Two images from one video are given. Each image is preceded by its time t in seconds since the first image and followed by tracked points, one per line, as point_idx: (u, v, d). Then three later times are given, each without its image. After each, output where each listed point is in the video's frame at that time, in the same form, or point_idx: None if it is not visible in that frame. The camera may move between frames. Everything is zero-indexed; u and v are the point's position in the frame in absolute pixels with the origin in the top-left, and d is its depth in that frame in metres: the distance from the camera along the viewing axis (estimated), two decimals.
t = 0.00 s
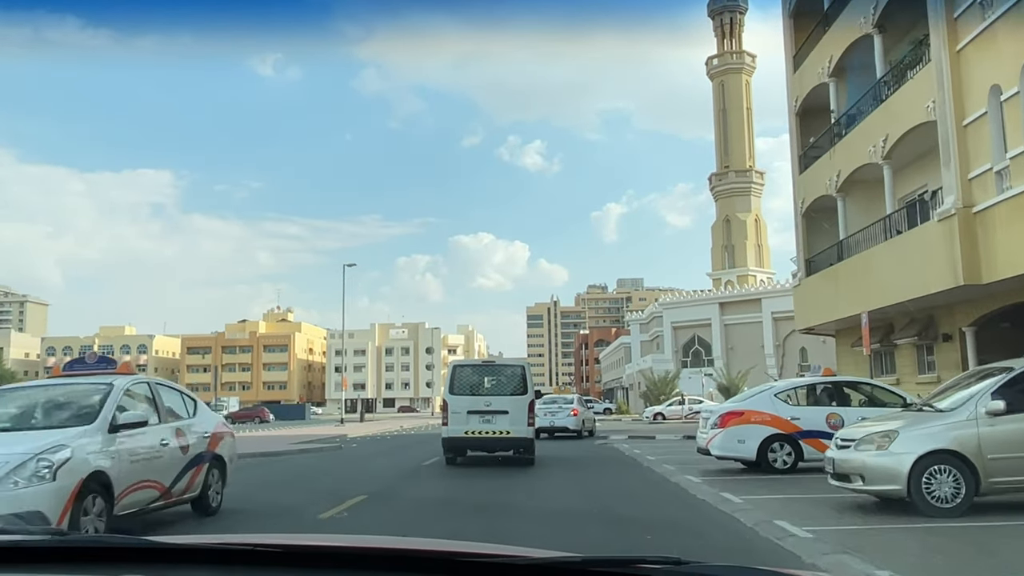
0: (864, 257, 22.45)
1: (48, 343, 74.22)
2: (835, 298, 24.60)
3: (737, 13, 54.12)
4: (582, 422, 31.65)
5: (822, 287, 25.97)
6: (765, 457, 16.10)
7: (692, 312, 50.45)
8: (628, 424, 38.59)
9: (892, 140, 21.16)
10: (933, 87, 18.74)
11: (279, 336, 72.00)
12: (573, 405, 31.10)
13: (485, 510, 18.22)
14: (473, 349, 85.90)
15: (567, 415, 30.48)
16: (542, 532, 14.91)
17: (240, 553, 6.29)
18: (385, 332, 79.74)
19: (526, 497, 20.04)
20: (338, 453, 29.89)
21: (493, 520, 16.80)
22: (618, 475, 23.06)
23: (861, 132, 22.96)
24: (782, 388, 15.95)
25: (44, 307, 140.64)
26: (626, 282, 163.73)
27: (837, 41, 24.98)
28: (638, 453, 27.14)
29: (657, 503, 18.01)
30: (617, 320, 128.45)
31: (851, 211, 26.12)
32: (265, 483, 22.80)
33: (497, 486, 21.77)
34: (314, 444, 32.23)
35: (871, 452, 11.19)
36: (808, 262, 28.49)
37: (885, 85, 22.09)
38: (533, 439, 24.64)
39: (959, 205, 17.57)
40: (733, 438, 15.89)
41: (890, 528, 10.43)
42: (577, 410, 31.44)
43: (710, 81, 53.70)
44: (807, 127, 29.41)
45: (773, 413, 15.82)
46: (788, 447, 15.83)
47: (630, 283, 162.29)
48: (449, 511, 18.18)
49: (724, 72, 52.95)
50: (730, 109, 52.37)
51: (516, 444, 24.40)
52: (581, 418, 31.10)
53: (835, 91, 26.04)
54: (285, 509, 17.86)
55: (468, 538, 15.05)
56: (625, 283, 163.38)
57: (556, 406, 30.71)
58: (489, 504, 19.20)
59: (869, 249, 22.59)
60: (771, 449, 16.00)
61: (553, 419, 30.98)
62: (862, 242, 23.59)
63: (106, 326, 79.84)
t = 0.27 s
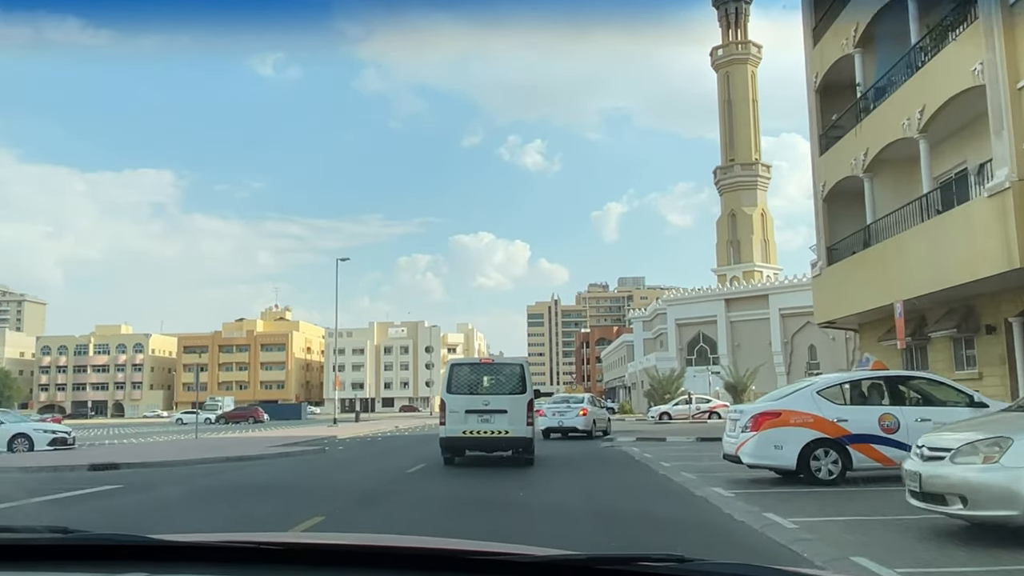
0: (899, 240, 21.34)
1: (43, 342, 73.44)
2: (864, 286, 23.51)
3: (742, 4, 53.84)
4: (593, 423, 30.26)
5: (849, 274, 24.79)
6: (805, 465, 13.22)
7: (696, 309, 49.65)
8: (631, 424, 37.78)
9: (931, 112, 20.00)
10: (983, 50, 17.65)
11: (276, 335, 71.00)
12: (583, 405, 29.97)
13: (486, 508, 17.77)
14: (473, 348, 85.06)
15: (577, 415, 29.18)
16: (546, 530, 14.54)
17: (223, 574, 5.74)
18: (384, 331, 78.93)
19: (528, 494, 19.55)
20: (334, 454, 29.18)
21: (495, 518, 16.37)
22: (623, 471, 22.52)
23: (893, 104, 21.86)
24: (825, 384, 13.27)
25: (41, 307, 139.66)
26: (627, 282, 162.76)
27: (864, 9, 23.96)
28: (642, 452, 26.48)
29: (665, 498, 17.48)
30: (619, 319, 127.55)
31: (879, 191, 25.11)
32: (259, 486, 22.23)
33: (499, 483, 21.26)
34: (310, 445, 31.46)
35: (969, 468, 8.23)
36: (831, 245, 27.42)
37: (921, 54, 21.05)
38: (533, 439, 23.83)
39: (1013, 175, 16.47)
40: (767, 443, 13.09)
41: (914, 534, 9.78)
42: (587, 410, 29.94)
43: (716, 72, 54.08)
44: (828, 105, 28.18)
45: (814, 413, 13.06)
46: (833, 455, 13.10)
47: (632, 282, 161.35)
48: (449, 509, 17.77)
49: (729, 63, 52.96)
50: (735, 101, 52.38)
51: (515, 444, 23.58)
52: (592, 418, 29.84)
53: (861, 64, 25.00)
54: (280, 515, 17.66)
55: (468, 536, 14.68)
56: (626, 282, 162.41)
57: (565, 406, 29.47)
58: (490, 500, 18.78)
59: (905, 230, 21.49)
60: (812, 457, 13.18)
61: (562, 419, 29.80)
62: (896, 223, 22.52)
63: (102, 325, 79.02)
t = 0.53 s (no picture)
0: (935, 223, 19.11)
1: (38, 341, 72.71)
2: (890, 273, 21.42)
3: None
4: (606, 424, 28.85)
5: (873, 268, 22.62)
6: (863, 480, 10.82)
7: (701, 306, 48.87)
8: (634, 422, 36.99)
9: (977, 78, 17.62)
10: None
11: (274, 334, 70.15)
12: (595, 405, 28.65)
13: (481, 507, 17.13)
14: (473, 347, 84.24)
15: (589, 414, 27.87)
16: (545, 531, 13.86)
17: None
18: (383, 329, 78.14)
19: (526, 494, 18.88)
20: (329, 454, 28.43)
21: (490, 518, 15.71)
22: (625, 471, 21.80)
23: (930, 71, 19.64)
24: (885, 379, 11.04)
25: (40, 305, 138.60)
26: (629, 280, 161.90)
27: None
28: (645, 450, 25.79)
29: (668, 498, 16.80)
30: (621, 318, 126.72)
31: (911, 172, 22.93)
32: (251, 486, 21.58)
33: (495, 484, 20.60)
34: (305, 445, 30.70)
35: None
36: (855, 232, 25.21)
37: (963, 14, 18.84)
38: (532, 439, 23.01)
39: None
40: (817, 449, 10.73)
41: (941, 538, 9.09)
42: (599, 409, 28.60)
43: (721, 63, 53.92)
44: (854, 79, 25.86)
45: (874, 415, 10.77)
46: (899, 465, 10.78)
47: (633, 280, 160.52)
48: (444, 508, 17.13)
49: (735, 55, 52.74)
50: (741, 93, 52.20)
51: (513, 445, 22.77)
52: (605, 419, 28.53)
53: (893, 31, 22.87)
54: (269, 516, 17.18)
55: (461, 537, 14.00)
56: (627, 281, 161.57)
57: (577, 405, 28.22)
58: (487, 499, 18.13)
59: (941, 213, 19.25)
60: (873, 468, 10.84)
61: (573, 419, 28.52)
62: (931, 204, 20.33)
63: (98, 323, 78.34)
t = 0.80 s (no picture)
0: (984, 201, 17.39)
1: (33, 340, 71.85)
2: (928, 257, 19.75)
3: None
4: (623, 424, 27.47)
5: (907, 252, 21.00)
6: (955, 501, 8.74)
7: (707, 303, 48.05)
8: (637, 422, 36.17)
9: None
10: None
11: (271, 332, 69.30)
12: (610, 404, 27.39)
13: (477, 507, 16.43)
14: (474, 346, 83.40)
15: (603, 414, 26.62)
16: (543, 532, 13.10)
17: None
18: (382, 328, 77.27)
19: (525, 493, 18.17)
20: (323, 454, 27.66)
21: (486, 518, 14.98)
22: (626, 470, 21.04)
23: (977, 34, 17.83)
24: (976, 374, 9.05)
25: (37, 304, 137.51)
26: (630, 280, 160.89)
27: None
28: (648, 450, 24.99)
29: (673, 497, 16.05)
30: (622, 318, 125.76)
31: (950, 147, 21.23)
32: (241, 485, 20.88)
33: (493, 483, 19.88)
34: (299, 445, 29.92)
35: None
36: (887, 214, 23.56)
37: None
38: (531, 439, 22.19)
39: None
40: (895, 462, 8.67)
41: (975, 546, 8.36)
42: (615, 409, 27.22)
43: (727, 53, 53.29)
44: (883, 52, 24.31)
45: (967, 419, 8.76)
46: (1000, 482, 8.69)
47: (634, 280, 159.56)
48: (439, 508, 16.43)
49: (741, 46, 51.99)
50: (747, 84, 51.39)
51: (512, 445, 21.95)
52: (621, 419, 27.32)
53: None
54: (258, 516, 16.53)
55: (454, 538, 13.27)
56: (628, 280, 160.56)
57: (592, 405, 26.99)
58: (484, 498, 17.44)
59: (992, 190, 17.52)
60: (968, 485, 8.76)
61: (588, 419, 27.34)
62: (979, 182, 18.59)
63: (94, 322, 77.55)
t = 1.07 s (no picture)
0: None
1: (28, 339, 71.03)
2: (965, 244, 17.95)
3: None
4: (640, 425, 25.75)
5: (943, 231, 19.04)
6: None
7: (716, 300, 47.28)
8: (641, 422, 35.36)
9: None
10: None
11: (269, 332, 68.49)
12: (630, 403, 26.06)
13: (478, 506, 15.82)
14: (474, 346, 82.53)
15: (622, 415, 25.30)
16: (545, 531, 12.51)
17: None
18: (381, 327, 76.41)
19: (527, 492, 17.55)
20: (318, 453, 26.92)
21: (492, 515, 14.56)
22: (632, 469, 20.33)
23: None
24: None
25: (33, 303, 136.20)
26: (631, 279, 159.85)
27: None
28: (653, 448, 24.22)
29: (681, 496, 15.37)
30: (624, 318, 124.75)
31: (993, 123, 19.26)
32: (235, 485, 20.29)
33: (494, 482, 19.24)
34: (293, 445, 29.15)
35: None
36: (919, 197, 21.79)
37: None
38: (530, 440, 21.38)
39: None
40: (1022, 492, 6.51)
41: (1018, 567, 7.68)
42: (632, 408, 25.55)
43: (734, 44, 52.43)
44: (919, 18, 22.30)
45: None
46: None
47: (635, 279, 158.49)
48: (437, 507, 15.84)
49: (748, 38, 51.10)
50: (754, 77, 50.61)
51: (511, 445, 21.14)
52: (640, 420, 25.58)
53: None
54: (250, 516, 16.01)
55: (461, 534, 12.97)
56: (630, 280, 159.52)
57: (610, 405, 25.67)
58: (485, 497, 16.84)
59: None
60: None
61: (604, 420, 25.89)
62: None
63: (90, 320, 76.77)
